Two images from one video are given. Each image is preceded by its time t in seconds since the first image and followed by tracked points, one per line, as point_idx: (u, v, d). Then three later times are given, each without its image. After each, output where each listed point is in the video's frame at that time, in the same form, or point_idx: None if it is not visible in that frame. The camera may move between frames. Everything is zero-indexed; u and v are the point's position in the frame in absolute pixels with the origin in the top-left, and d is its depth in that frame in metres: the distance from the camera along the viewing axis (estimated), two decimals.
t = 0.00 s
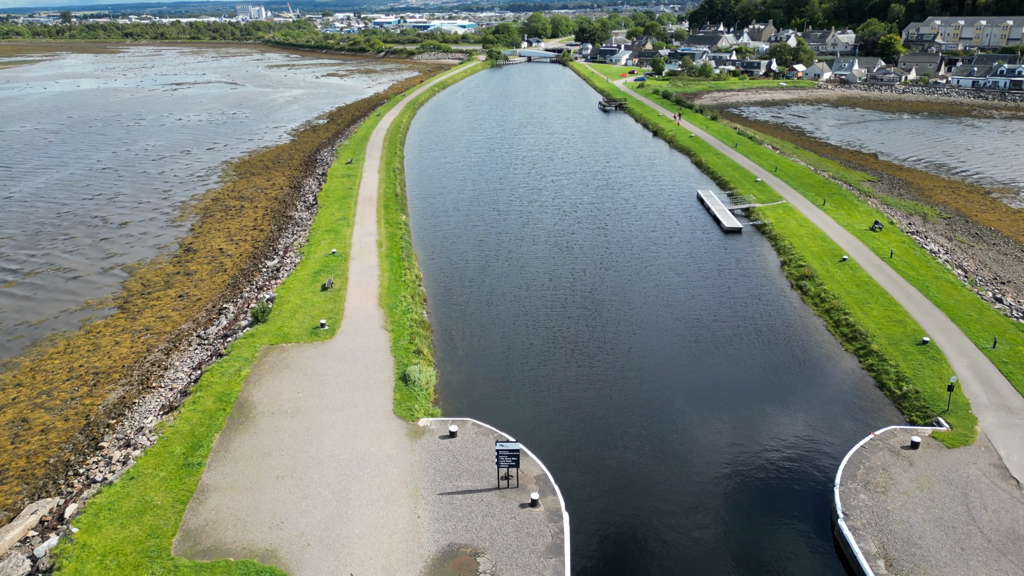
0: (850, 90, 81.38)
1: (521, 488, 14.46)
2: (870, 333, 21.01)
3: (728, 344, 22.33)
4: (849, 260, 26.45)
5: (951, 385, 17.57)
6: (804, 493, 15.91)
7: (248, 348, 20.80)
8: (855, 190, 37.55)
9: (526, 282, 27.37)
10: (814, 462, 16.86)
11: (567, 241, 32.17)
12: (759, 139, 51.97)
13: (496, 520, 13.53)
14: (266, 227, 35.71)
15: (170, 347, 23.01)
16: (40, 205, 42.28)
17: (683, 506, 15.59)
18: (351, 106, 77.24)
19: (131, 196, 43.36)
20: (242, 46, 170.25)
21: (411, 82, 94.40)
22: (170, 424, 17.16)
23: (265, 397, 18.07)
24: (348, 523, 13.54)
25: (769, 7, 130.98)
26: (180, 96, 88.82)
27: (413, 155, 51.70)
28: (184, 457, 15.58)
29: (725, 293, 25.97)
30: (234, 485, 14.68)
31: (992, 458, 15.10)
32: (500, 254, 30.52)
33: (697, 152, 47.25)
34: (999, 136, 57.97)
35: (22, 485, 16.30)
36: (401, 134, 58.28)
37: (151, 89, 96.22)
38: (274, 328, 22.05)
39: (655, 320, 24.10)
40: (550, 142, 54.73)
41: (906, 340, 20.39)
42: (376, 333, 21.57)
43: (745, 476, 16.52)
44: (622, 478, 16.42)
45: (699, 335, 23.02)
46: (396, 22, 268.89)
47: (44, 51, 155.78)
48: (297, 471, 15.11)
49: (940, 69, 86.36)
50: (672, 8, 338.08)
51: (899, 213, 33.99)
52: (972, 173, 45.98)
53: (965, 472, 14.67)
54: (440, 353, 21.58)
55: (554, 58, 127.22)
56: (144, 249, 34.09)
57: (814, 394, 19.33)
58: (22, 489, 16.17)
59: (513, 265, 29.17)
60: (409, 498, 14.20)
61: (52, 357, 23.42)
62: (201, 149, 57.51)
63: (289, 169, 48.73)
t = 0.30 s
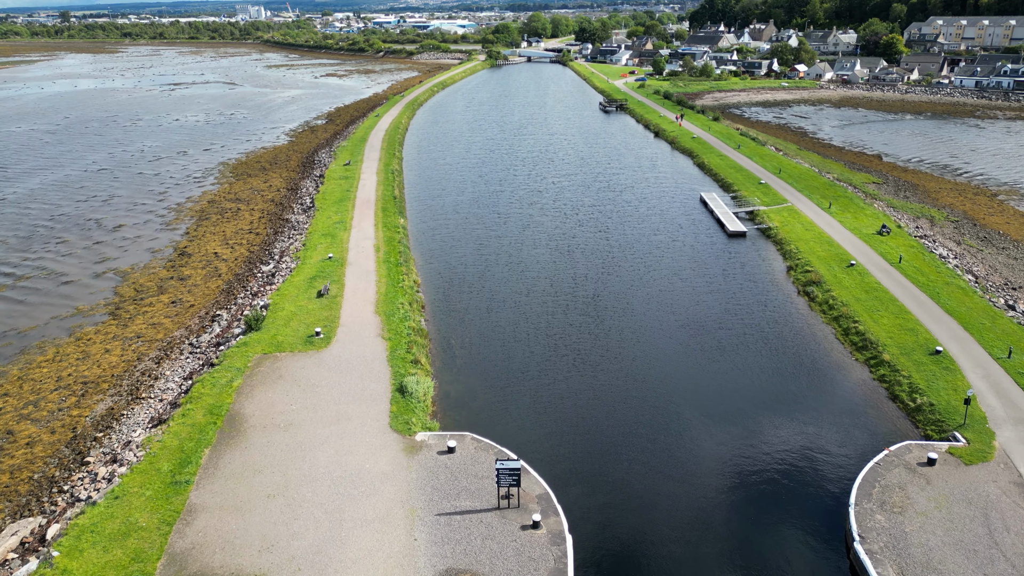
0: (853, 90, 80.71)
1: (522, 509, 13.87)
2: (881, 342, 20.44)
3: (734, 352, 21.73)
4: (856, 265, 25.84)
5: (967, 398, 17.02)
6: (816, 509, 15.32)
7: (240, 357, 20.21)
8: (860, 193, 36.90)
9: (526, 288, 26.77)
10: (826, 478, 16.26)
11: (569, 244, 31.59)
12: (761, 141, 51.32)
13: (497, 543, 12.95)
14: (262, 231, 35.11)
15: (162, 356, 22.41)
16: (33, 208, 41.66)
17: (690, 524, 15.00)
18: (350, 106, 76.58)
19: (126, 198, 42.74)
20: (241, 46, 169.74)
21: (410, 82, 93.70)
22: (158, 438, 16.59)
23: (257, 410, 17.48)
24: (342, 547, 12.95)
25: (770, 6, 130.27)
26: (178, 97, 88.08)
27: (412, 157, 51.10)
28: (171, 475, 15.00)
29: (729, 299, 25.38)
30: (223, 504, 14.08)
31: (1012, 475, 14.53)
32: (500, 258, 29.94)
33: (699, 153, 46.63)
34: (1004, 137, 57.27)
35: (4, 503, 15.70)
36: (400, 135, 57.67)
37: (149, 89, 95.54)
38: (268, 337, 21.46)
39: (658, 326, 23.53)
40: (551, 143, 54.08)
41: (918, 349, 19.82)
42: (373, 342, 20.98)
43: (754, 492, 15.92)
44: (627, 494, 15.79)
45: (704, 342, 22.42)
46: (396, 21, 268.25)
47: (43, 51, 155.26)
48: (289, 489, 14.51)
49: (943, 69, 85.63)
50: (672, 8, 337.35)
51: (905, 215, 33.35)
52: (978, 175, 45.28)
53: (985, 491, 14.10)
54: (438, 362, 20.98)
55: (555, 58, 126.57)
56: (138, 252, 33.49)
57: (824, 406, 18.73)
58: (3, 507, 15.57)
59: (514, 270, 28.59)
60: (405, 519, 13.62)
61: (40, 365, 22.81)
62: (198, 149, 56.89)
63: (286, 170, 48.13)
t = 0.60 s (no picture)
0: (855, 90, 80.06)
1: (523, 531, 13.29)
2: (893, 352, 19.89)
3: (740, 361, 21.12)
4: (865, 271, 25.22)
5: (984, 412, 16.52)
6: (828, 528, 14.72)
7: (232, 368, 19.62)
8: (865, 195, 36.26)
9: (527, 293, 26.17)
10: (839, 494, 15.64)
11: (569, 248, 31.00)
12: (764, 142, 50.68)
13: (496, 569, 12.35)
14: (257, 234, 34.49)
15: (152, 365, 21.81)
16: (26, 210, 41.01)
17: (698, 544, 14.38)
18: (348, 107, 75.88)
19: (120, 201, 42.09)
20: (239, 46, 169.08)
21: (409, 82, 93.00)
22: (145, 455, 16.01)
23: (248, 425, 16.89)
24: (334, 572, 12.38)
25: (771, 7, 129.54)
26: (175, 97, 87.38)
27: (411, 158, 50.49)
28: (156, 494, 14.43)
29: (734, 305, 24.79)
30: (210, 526, 13.49)
31: None
32: (499, 263, 29.36)
33: (702, 155, 46.03)
34: (1009, 138, 56.59)
35: None
36: (399, 136, 57.05)
37: (146, 90, 94.83)
38: (261, 346, 20.87)
39: (662, 333, 22.92)
40: (551, 144, 53.48)
41: (931, 360, 19.28)
42: (369, 351, 20.38)
43: (762, 508, 15.33)
44: (633, 512, 15.19)
45: (710, 351, 21.79)
46: (396, 21, 267.56)
47: (42, 51, 154.58)
48: (280, 510, 13.90)
49: (946, 69, 84.85)
50: (672, 8, 336.12)
51: (912, 219, 32.71)
52: (985, 176, 44.58)
53: (1006, 511, 13.54)
54: (436, 372, 20.40)
55: (555, 58, 125.96)
56: (131, 256, 32.88)
57: (834, 418, 18.16)
58: None
59: (514, 275, 28.01)
60: (400, 542, 13.05)
61: (27, 375, 22.21)
62: (194, 151, 56.24)
63: (283, 172, 47.47)
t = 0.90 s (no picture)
0: (857, 96, 79.62)
1: (523, 560, 12.70)
2: (906, 367, 19.30)
3: (746, 375, 20.52)
4: (873, 282, 24.63)
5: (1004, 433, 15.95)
6: (841, 554, 14.12)
7: (224, 384, 19.03)
8: (871, 203, 35.70)
9: (527, 304, 25.56)
10: (852, 516, 15.06)
11: (570, 257, 30.43)
12: (767, 148, 50.13)
13: None
14: (253, 243, 33.93)
15: (142, 380, 21.20)
16: (20, 218, 40.46)
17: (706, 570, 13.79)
18: (348, 112, 75.47)
19: (115, 208, 41.57)
20: (239, 50, 168.97)
21: (408, 87, 92.51)
22: (131, 477, 15.41)
23: (238, 444, 16.30)
24: None
25: (772, 12, 129.33)
26: (173, 103, 86.85)
27: (410, 164, 49.97)
28: (142, 521, 13.82)
29: (740, 317, 24.19)
30: (196, 554, 12.90)
31: None
32: (499, 273, 28.78)
33: (704, 161, 45.48)
34: (1013, 144, 56.03)
35: None
36: (398, 142, 56.57)
37: (145, 95, 94.43)
38: (253, 360, 20.28)
39: (666, 346, 22.32)
40: (551, 150, 52.97)
41: (945, 376, 18.69)
42: (365, 366, 19.80)
43: (773, 532, 14.72)
44: (638, 536, 14.59)
45: (715, 364, 21.19)
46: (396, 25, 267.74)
47: (41, 55, 154.36)
48: (269, 537, 13.31)
49: (948, 74, 84.15)
50: (672, 12, 336.66)
51: (919, 227, 32.13)
52: (990, 183, 44.02)
53: None
54: (434, 387, 19.82)
55: (555, 63, 125.65)
56: (125, 265, 32.32)
57: (846, 436, 17.55)
58: None
59: (514, 285, 27.42)
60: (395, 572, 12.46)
61: (14, 390, 21.59)
62: (192, 156, 55.73)
63: (281, 179, 46.93)
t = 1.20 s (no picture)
0: (857, 108, 79.43)
1: None
2: (919, 390, 18.70)
3: (754, 396, 19.86)
4: (882, 298, 24.07)
5: None
6: None
7: (214, 407, 18.39)
8: (876, 217, 35.19)
9: (527, 322, 24.95)
10: (868, 547, 14.39)
11: (571, 272, 29.83)
12: (769, 161, 49.73)
13: None
14: (249, 258, 33.35)
15: (130, 402, 20.54)
16: (13, 231, 39.88)
17: None
18: (347, 124, 75.18)
19: (110, 221, 41.03)
20: (239, 62, 169.12)
21: (407, 99, 92.25)
22: (114, 507, 14.74)
23: (227, 472, 15.64)
24: None
25: (772, 24, 129.63)
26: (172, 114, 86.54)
27: (409, 177, 49.53)
28: (123, 557, 13.16)
29: (746, 334, 23.57)
30: None
31: None
32: (499, 288, 28.17)
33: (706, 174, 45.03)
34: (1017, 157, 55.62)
35: None
36: (397, 154, 56.16)
37: (144, 107, 94.13)
38: (245, 382, 19.64)
39: (671, 365, 21.67)
40: (551, 162, 52.51)
41: (961, 399, 18.09)
42: (360, 388, 19.17)
43: (785, 564, 14.04)
44: (644, 570, 13.91)
45: (722, 385, 20.54)
46: (396, 37, 268.86)
47: (41, 67, 154.29)
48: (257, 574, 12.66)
49: (949, 86, 84.11)
50: (671, 25, 338.07)
51: (926, 242, 31.60)
52: (996, 196, 43.52)
53: None
54: (432, 410, 19.18)
55: (555, 75, 125.67)
56: (118, 280, 31.73)
57: (858, 462, 16.91)
58: None
59: (514, 301, 26.81)
60: None
61: None
62: (189, 169, 55.26)
63: (278, 192, 46.44)
